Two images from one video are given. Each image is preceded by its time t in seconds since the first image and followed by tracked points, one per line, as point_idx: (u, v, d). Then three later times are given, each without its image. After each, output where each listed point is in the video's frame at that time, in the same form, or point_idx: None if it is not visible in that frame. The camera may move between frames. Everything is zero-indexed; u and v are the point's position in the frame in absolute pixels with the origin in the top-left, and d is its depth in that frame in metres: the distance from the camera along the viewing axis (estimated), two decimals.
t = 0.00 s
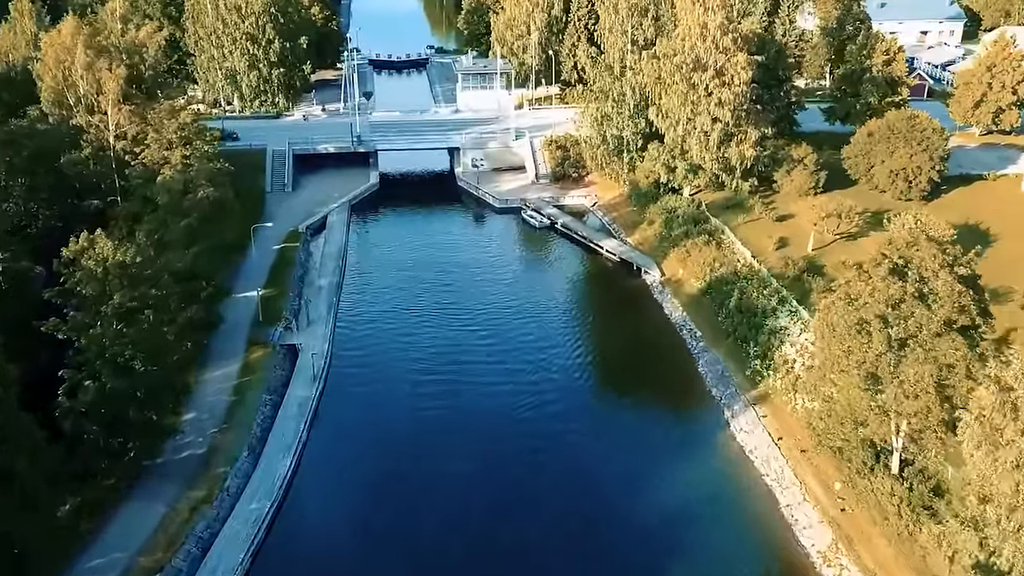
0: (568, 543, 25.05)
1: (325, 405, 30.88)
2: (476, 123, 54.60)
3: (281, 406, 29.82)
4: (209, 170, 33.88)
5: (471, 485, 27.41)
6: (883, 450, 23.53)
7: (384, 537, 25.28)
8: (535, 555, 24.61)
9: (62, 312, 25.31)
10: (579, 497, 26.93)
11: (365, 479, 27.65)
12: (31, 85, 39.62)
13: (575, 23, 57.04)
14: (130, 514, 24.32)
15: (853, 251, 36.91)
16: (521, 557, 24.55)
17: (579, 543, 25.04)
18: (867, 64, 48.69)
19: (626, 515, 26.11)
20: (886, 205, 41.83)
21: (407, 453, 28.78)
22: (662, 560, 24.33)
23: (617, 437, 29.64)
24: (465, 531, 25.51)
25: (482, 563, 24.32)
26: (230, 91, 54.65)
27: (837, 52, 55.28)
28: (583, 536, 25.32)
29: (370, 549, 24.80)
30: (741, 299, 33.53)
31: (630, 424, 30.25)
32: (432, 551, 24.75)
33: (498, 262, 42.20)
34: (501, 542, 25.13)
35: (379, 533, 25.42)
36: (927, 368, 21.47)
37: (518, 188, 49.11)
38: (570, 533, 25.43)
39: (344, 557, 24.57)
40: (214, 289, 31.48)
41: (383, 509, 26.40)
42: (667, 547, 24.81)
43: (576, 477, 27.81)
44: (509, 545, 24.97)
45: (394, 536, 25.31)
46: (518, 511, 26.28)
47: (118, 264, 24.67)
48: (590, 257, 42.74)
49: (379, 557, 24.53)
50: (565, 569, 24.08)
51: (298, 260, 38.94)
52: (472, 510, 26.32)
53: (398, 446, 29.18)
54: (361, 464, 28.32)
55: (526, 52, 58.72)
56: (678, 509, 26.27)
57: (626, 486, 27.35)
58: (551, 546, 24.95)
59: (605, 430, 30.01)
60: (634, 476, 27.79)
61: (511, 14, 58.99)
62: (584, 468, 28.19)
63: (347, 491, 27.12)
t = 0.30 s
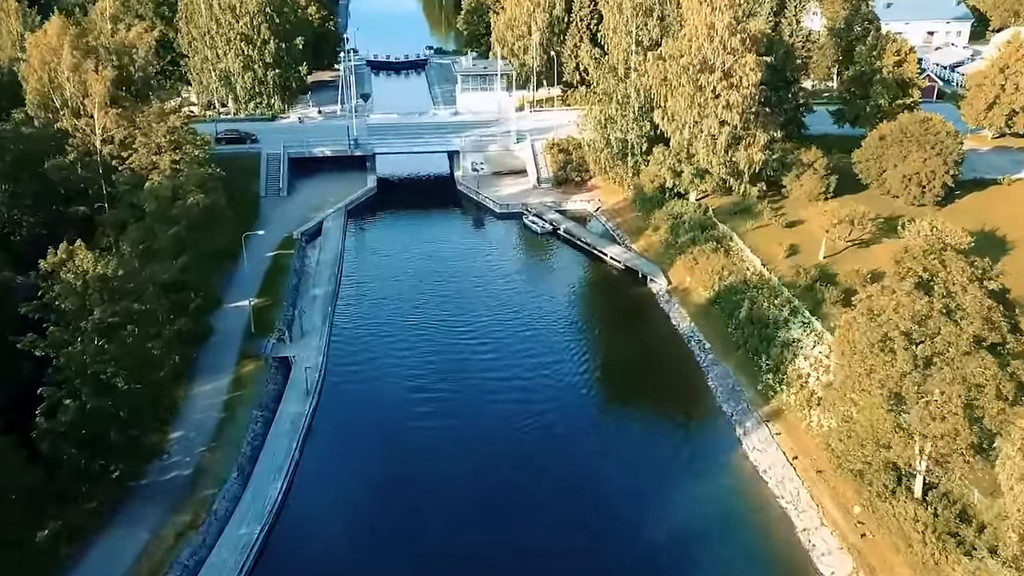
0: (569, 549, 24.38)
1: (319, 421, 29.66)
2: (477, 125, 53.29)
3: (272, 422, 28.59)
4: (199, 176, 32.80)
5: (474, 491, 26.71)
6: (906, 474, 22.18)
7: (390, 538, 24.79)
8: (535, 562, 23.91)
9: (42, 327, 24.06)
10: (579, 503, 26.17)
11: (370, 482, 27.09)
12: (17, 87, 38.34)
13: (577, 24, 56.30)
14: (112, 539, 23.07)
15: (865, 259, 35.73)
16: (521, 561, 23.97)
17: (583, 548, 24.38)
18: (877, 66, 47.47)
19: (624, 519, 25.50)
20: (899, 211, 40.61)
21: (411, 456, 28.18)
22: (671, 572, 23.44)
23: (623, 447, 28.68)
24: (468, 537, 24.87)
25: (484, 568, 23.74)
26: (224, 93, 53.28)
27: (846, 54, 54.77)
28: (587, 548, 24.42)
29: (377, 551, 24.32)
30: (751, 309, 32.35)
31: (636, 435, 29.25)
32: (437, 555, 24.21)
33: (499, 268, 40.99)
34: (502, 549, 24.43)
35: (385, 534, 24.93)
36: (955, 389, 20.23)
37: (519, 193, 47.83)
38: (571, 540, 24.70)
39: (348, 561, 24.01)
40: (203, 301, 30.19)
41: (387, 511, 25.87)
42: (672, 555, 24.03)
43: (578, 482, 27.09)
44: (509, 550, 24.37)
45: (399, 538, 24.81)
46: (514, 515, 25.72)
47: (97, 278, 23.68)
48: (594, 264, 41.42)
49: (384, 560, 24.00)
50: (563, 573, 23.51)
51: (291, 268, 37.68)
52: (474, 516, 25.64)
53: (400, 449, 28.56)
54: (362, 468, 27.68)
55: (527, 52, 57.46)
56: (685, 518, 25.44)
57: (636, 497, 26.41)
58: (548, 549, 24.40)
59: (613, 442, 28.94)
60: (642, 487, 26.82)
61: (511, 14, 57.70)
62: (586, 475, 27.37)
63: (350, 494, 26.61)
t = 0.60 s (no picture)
0: (569, 556, 23.66)
1: (312, 437, 28.38)
2: (476, 128, 52.06)
3: (262, 439, 27.33)
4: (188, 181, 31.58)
5: (474, 494, 26.09)
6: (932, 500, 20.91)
7: (391, 539, 24.38)
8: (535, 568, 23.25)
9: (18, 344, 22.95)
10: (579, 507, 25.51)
11: (370, 483, 26.62)
12: None
13: (579, 24, 55.12)
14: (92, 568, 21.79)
15: (878, 267, 34.55)
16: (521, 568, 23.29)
17: (588, 556, 23.63)
18: (887, 67, 46.27)
19: (627, 524, 24.84)
20: (912, 216, 39.38)
21: (414, 459, 27.64)
22: None
23: (629, 458, 27.69)
24: (467, 546, 24.11)
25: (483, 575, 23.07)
26: (217, 95, 52.04)
27: (853, 55, 53.74)
28: (588, 558, 23.62)
29: (378, 550, 23.93)
30: (763, 320, 31.16)
31: (642, 447, 28.20)
32: (435, 564, 23.47)
33: (499, 274, 39.74)
34: (501, 558, 23.66)
35: (386, 533, 24.58)
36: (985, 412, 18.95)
37: (520, 198, 46.55)
38: (571, 548, 23.94)
39: (349, 560, 23.62)
40: (190, 313, 28.88)
41: (388, 512, 25.42)
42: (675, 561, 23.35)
43: (577, 487, 26.39)
44: (508, 557, 23.67)
45: (400, 540, 24.34)
46: (511, 522, 24.99)
47: (75, 291, 22.52)
48: (597, 271, 40.09)
49: (383, 561, 23.55)
50: None
51: (285, 276, 36.40)
52: (474, 522, 24.98)
53: (404, 451, 27.99)
54: (363, 471, 27.14)
55: (528, 53, 56.22)
56: (690, 526, 24.62)
57: (647, 506, 25.54)
58: (548, 555, 23.73)
59: (620, 454, 27.89)
60: (652, 498, 25.88)
61: (511, 14, 56.41)
62: (589, 481, 26.63)
63: (350, 494, 26.19)
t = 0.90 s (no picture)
0: (571, 554, 23.25)
1: (304, 455, 27.11)
2: (476, 130, 50.80)
3: (252, 458, 26.07)
4: (176, 187, 30.33)
5: (473, 494, 25.52)
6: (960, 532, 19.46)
7: (388, 546, 23.54)
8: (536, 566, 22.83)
9: None
10: (583, 507, 24.98)
11: (368, 490, 25.71)
12: None
13: (581, 23, 54.10)
14: None
15: (892, 275, 33.34)
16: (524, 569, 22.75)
17: (587, 555, 23.17)
18: (898, 68, 45.04)
19: (642, 528, 24.11)
20: (925, 222, 38.15)
21: (414, 464, 26.77)
22: None
23: (637, 468, 26.65)
24: (469, 545, 23.60)
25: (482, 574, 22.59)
26: (210, 96, 50.79)
27: (860, 55, 52.53)
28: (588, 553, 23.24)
29: (372, 559, 23.07)
30: (774, 333, 30.03)
31: (650, 459, 27.10)
32: (436, 566, 22.84)
33: (499, 281, 38.42)
34: (503, 554, 23.26)
35: (381, 543, 23.65)
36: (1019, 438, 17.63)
37: (520, 202, 45.29)
38: (572, 545, 23.52)
39: (343, 566, 22.90)
40: (177, 325, 27.56)
41: (385, 520, 24.54)
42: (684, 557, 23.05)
43: (579, 486, 25.89)
44: (510, 553, 23.28)
45: (397, 545, 23.59)
46: (511, 517, 24.61)
47: (49, 307, 21.25)
48: (601, 279, 38.71)
49: (379, 566, 22.82)
50: None
51: (277, 286, 35.13)
52: (474, 521, 24.47)
53: (402, 465, 26.75)
54: (366, 474, 26.39)
55: (529, 54, 55.00)
56: (703, 539, 23.70)
57: (661, 514, 24.68)
58: (551, 555, 23.20)
59: (627, 465, 26.77)
60: (667, 502, 25.17)
61: (511, 14, 55.27)
62: (601, 485, 25.87)
63: (345, 503, 25.28)
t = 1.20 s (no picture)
0: (572, 555, 22.86)
1: (294, 474, 25.81)
2: (475, 133, 49.55)
3: (239, 479, 24.79)
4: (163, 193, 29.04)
5: (474, 498, 24.95)
6: (992, 564, 17.99)
7: (387, 543, 23.21)
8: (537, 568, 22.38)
9: None
10: (583, 510, 24.56)
11: (364, 490, 25.24)
12: None
13: (583, 23, 52.74)
14: None
15: (907, 285, 32.13)
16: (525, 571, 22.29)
17: (589, 561, 22.65)
18: (909, 70, 43.78)
19: (643, 532, 23.69)
20: (939, 229, 36.91)
21: (409, 468, 26.14)
22: None
23: (641, 479, 25.83)
24: (470, 548, 23.08)
25: None
26: (202, 98, 49.56)
27: (869, 56, 51.22)
28: (589, 557, 22.77)
29: (371, 560, 22.60)
30: (786, 345, 28.84)
31: (657, 474, 26.03)
32: (438, 565, 22.45)
33: (499, 289, 37.14)
34: (504, 555, 22.87)
35: (380, 542, 23.22)
36: None
37: (521, 207, 44.06)
38: (573, 547, 23.10)
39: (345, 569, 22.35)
40: (162, 339, 26.27)
41: (383, 517, 24.17)
42: (691, 562, 22.60)
43: (582, 490, 25.37)
44: (511, 557, 22.77)
45: (396, 543, 23.21)
46: (513, 521, 24.09)
47: (19, 325, 20.35)
48: (604, 287, 37.46)
49: (380, 563, 22.48)
50: None
51: (269, 297, 33.85)
52: (474, 524, 23.95)
53: (397, 467, 26.17)
54: (362, 472, 25.98)
55: (529, 54, 53.78)
56: (712, 557, 22.82)
57: (668, 519, 24.19)
58: (553, 558, 22.74)
59: (632, 476, 25.93)
60: (672, 508, 24.60)
61: (511, 14, 54.10)
62: (602, 488, 25.42)
63: (343, 501, 24.84)
